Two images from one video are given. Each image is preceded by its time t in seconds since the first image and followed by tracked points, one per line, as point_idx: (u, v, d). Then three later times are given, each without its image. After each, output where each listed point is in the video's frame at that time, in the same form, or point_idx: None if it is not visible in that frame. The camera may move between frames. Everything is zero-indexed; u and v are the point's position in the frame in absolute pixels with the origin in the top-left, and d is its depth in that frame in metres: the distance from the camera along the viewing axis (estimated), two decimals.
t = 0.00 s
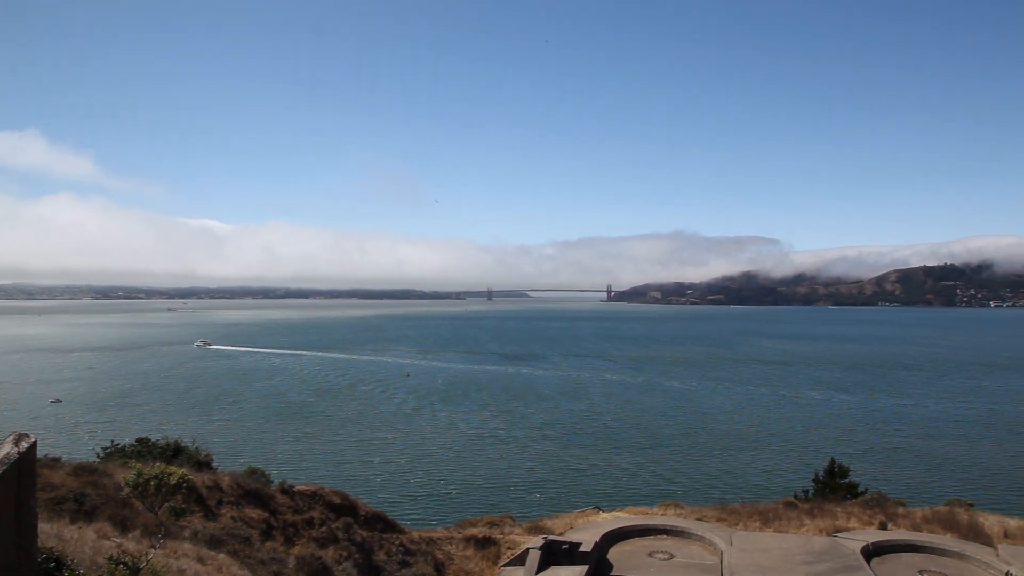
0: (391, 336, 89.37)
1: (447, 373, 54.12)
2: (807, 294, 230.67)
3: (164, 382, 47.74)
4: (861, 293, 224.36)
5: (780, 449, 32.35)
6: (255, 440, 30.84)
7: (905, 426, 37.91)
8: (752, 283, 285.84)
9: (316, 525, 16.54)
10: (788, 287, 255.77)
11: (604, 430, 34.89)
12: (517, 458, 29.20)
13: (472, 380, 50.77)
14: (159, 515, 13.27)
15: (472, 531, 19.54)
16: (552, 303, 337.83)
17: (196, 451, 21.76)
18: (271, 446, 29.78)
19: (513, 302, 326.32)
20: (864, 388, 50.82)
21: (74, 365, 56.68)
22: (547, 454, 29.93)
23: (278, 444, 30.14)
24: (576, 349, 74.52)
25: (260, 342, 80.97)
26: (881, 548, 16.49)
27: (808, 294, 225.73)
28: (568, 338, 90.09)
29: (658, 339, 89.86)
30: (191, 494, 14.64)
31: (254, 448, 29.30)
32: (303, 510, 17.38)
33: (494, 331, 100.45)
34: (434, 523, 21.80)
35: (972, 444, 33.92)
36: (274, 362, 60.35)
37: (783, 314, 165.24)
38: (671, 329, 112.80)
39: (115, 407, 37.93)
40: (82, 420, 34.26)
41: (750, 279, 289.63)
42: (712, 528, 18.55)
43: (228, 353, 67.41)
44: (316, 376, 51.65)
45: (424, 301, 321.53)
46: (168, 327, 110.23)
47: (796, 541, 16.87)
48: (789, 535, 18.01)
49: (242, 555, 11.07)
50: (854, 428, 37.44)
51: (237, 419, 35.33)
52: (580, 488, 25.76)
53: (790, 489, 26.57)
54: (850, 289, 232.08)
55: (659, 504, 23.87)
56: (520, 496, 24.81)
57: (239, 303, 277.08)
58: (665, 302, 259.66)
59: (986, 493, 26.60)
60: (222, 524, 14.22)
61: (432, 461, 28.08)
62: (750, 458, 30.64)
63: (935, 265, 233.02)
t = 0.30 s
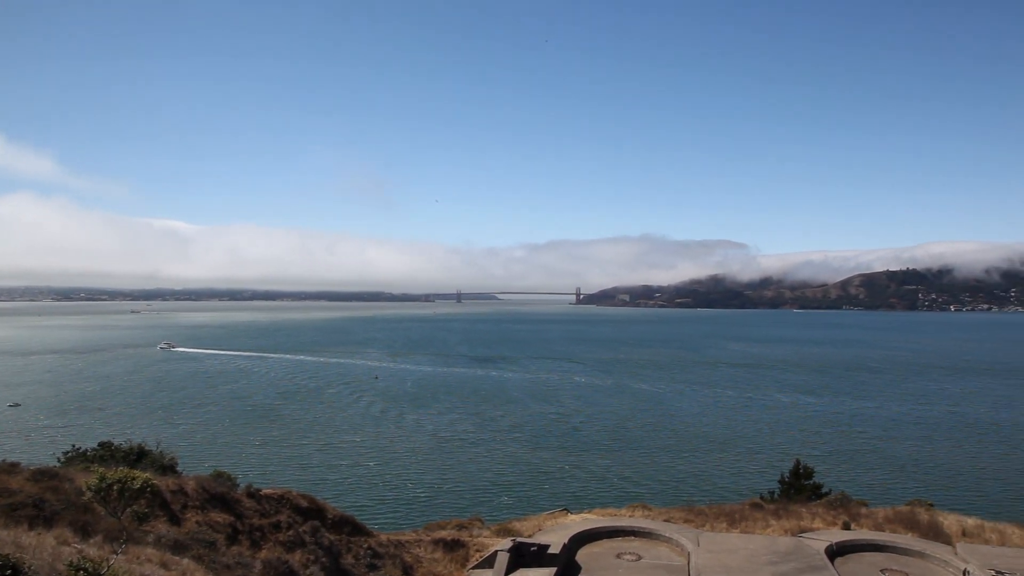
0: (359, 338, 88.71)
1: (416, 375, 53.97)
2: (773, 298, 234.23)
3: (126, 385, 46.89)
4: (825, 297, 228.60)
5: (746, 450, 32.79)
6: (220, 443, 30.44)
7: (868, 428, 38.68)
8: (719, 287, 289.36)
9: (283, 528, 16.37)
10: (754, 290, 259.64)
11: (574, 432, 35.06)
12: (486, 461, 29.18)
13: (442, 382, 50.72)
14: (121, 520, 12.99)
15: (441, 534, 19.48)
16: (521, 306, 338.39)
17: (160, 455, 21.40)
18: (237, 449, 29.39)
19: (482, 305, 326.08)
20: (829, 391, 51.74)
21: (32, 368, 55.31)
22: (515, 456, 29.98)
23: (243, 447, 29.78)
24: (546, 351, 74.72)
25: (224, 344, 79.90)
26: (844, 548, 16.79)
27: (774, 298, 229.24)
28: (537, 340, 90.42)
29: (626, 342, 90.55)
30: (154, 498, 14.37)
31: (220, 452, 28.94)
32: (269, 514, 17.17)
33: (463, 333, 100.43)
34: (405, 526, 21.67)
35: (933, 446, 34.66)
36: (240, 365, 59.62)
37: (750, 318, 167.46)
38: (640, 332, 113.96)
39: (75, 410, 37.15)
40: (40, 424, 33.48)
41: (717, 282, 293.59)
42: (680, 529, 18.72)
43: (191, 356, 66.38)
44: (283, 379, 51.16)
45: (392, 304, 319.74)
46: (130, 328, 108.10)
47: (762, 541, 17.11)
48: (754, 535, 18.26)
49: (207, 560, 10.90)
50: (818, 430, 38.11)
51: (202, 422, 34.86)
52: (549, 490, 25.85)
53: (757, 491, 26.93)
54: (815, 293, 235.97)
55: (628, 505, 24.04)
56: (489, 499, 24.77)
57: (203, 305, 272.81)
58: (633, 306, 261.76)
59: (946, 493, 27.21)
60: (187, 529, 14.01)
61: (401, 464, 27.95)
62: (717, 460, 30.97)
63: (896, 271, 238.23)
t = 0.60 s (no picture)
0: (339, 337, 88.20)
1: (396, 375, 53.79)
2: (752, 299, 236.17)
3: (101, 384, 46.26)
4: (804, 298, 230.95)
5: (724, 450, 33.04)
6: (197, 443, 30.14)
7: (844, 428, 39.10)
8: (699, 287, 291.55)
9: (261, 529, 16.25)
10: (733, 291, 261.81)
11: (554, 432, 35.12)
12: (467, 461, 29.14)
13: (422, 382, 50.60)
14: (97, 520, 12.84)
15: (421, 534, 19.43)
16: (502, 306, 338.39)
17: (136, 455, 21.14)
18: (214, 449, 29.10)
19: (463, 305, 325.66)
20: (806, 391, 52.26)
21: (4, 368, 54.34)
22: (496, 456, 29.98)
23: (221, 447, 29.51)
24: (527, 351, 74.83)
25: (202, 343, 79.07)
26: (821, 547, 16.97)
27: (753, 300, 231.04)
28: (518, 340, 90.51)
29: (607, 342, 90.89)
30: (130, 499, 14.21)
31: (197, 452, 28.61)
32: (247, 514, 17.03)
33: (443, 333, 100.32)
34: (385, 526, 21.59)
35: (909, 446, 35.13)
36: (218, 364, 59.02)
37: (729, 318, 168.55)
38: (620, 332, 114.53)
39: (48, 410, 36.58)
40: (13, 424, 32.93)
41: (696, 282, 295.57)
42: (659, 529, 18.82)
43: (168, 355, 65.66)
44: (261, 378, 50.74)
45: (372, 304, 318.17)
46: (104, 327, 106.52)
47: (740, 541, 17.25)
48: (732, 535, 18.40)
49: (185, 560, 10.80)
50: (796, 430, 38.47)
51: (179, 422, 34.49)
52: (529, 490, 25.88)
53: (735, 490, 27.14)
54: (793, 294, 238.21)
55: (608, 505, 24.13)
56: (470, 499, 24.74)
57: (180, 304, 269.75)
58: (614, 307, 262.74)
59: (921, 493, 27.55)
60: (164, 529, 13.87)
61: (380, 464, 27.84)
62: (696, 460, 31.16)
63: (873, 273, 241.24)
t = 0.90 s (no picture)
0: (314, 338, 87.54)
1: (373, 375, 53.52)
2: (728, 299, 238.20)
3: (71, 386, 45.47)
4: (778, 298, 233.43)
5: (700, 449, 33.27)
6: (170, 445, 29.76)
7: (818, 427, 39.52)
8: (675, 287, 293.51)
9: (235, 531, 16.08)
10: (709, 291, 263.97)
11: (531, 432, 35.14)
12: (444, 461, 29.05)
13: (399, 383, 50.39)
14: (67, 524, 12.63)
15: (397, 535, 19.35)
16: (479, 305, 337.87)
17: (107, 458, 20.82)
18: (188, 451, 28.74)
19: (441, 305, 324.71)
20: (781, 390, 52.79)
21: None
22: (473, 456, 29.94)
23: (194, 449, 29.16)
24: (504, 351, 74.78)
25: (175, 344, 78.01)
26: (795, 544, 17.14)
27: (729, 299, 232.75)
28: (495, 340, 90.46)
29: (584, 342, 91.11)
30: (100, 502, 13.99)
31: (170, 454, 28.23)
32: (221, 516, 16.85)
33: (420, 333, 99.98)
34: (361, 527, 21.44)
35: (881, 444, 35.61)
36: (192, 365, 58.31)
37: (705, 318, 169.66)
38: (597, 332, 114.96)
39: (16, 412, 35.89)
40: None
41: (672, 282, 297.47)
42: (636, 528, 18.90)
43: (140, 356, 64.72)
44: (236, 379, 50.22)
45: (348, 304, 316.00)
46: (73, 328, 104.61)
47: (716, 539, 17.39)
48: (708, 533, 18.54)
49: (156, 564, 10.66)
50: (771, 429, 38.85)
51: (152, 423, 34.04)
52: (506, 490, 25.87)
53: (711, 489, 27.35)
54: (768, 295, 240.66)
55: (585, 505, 24.21)
56: (447, 499, 24.67)
57: (153, 304, 265.96)
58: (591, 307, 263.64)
59: (893, 490, 27.94)
60: (135, 533, 13.69)
61: (356, 465, 27.67)
62: (673, 459, 31.34)
63: (846, 273, 244.44)
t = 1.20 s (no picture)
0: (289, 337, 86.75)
1: (348, 375, 53.19)
2: (703, 299, 240.04)
3: (39, 387, 44.57)
4: (753, 298, 235.67)
5: (675, 448, 33.51)
6: (142, 446, 29.34)
7: (792, 426, 39.95)
8: (651, 287, 295.29)
9: (208, 533, 15.89)
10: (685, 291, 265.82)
11: (508, 432, 35.14)
12: (420, 461, 28.96)
13: (375, 382, 50.12)
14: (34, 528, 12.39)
15: (373, 536, 19.25)
16: (456, 304, 337.11)
17: (76, 460, 20.47)
18: (160, 453, 28.35)
19: (417, 304, 323.40)
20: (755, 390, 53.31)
21: None
22: (449, 456, 29.87)
23: (166, 450, 28.75)
24: (481, 351, 74.63)
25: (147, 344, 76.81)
26: (768, 541, 17.33)
27: (704, 299, 234.62)
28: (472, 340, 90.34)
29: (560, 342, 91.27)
30: (68, 505, 13.74)
31: (141, 456, 27.80)
32: (194, 518, 16.63)
33: (396, 332, 99.52)
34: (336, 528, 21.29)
35: (853, 442, 36.09)
36: (164, 365, 57.45)
37: (680, 318, 170.67)
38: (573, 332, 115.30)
39: None
40: None
41: (648, 282, 299.21)
42: (611, 526, 18.98)
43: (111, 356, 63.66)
44: (209, 379, 49.64)
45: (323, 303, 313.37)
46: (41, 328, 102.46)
47: (690, 536, 17.54)
48: (683, 531, 18.68)
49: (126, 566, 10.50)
50: (745, 427, 39.21)
51: (123, 424, 33.51)
52: (483, 490, 25.85)
53: (686, 488, 27.54)
54: (743, 295, 242.92)
55: (561, 504, 24.26)
56: (422, 499, 24.58)
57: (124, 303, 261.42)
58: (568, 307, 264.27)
59: (865, 487, 28.33)
60: (105, 536, 13.47)
61: (331, 466, 27.48)
62: (648, 458, 31.51)
63: (819, 273, 247.58)
